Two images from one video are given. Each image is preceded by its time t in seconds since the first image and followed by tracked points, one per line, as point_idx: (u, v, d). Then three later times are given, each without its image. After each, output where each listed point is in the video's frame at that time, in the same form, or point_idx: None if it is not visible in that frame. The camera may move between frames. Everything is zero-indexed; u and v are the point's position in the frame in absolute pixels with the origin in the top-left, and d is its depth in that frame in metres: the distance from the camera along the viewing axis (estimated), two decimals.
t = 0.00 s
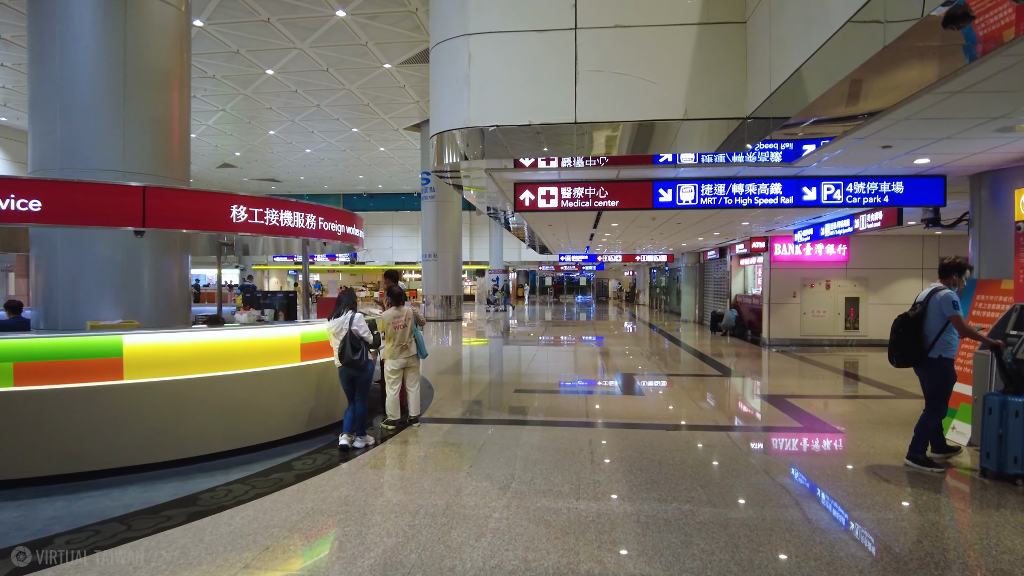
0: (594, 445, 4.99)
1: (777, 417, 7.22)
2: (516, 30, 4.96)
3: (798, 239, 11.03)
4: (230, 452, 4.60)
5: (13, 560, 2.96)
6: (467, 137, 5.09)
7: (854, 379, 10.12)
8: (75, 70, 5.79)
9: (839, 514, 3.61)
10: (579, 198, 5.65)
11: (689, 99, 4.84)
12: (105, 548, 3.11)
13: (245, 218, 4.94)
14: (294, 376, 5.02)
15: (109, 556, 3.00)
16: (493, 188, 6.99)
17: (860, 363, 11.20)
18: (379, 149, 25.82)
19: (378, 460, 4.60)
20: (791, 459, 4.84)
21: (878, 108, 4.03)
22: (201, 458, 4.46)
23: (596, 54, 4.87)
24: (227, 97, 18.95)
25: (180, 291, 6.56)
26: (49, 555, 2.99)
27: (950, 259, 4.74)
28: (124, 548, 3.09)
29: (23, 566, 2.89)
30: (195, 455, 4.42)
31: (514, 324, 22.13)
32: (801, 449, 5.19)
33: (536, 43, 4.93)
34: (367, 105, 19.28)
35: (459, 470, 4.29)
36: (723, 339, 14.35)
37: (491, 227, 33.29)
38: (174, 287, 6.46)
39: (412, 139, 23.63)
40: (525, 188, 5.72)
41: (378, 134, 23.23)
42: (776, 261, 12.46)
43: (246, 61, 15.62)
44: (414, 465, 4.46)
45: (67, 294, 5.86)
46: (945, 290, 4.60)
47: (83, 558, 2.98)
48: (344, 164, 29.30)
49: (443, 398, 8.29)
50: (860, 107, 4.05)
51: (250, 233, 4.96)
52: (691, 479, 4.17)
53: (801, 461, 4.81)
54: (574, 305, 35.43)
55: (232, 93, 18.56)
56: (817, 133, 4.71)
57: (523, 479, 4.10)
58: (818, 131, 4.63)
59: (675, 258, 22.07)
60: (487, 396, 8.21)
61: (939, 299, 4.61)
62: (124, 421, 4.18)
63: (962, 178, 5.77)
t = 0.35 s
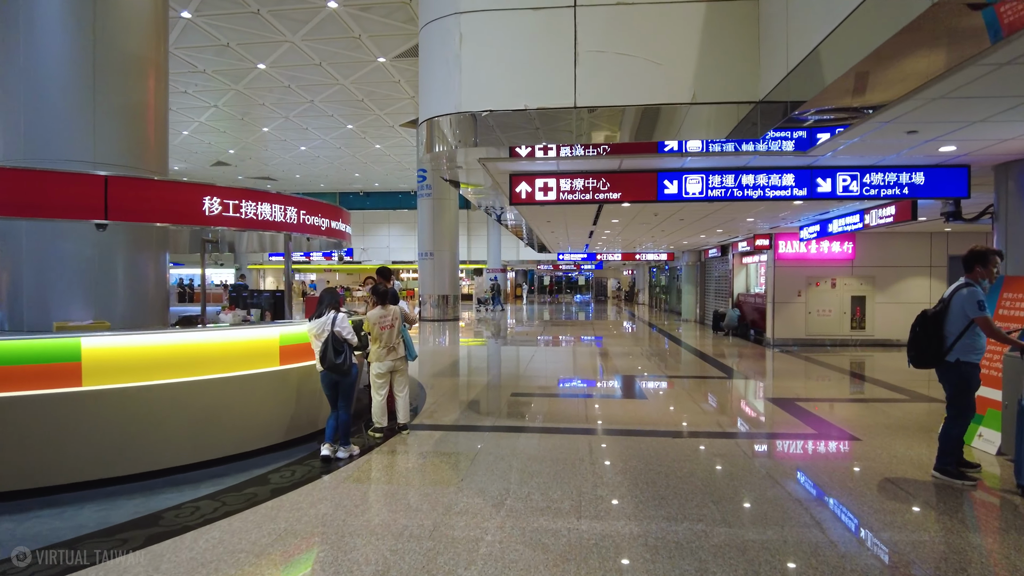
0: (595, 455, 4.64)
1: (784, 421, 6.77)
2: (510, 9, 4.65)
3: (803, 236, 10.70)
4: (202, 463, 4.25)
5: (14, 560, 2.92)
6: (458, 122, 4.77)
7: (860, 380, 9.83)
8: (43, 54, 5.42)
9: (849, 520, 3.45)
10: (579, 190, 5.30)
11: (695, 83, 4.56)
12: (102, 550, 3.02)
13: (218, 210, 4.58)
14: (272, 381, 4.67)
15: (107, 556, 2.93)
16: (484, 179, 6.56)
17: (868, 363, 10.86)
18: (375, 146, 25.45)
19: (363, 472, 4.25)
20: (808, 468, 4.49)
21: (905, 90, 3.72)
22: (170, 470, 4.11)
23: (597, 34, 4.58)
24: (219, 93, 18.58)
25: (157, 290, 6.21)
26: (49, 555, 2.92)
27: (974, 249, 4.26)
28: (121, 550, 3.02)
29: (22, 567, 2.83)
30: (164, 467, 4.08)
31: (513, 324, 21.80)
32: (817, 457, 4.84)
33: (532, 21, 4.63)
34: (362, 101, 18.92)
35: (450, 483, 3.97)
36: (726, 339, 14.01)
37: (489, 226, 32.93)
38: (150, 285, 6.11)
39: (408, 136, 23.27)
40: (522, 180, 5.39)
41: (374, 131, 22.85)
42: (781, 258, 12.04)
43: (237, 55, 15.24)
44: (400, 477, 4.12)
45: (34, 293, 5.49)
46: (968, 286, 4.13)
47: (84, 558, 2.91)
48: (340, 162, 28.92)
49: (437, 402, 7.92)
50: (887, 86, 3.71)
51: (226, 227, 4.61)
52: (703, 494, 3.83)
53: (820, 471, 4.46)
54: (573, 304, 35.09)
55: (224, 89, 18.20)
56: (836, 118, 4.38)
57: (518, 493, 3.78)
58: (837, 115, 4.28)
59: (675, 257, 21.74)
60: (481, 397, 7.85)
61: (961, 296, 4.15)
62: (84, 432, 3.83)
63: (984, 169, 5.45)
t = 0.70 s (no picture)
0: (602, 476, 4.22)
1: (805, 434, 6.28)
2: None
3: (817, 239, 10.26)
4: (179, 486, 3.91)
5: (14, 559, 2.99)
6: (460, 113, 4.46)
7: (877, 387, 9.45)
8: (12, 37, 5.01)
9: (868, 534, 3.38)
10: (588, 189, 4.93)
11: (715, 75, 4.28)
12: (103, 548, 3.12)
13: (197, 211, 4.21)
14: (255, 396, 4.32)
15: (109, 556, 2.99)
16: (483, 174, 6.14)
17: (882, 370, 10.44)
18: (375, 147, 25.15)
19: (353, 497, 3.88)
20: (839, 493, 4.08)
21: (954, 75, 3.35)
22: (141, 493, 3.77)
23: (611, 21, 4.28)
24: (216, 91, 18.31)
25: (139, 294, 5.89)
26: (50, 555, 3.02)
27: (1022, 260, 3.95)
28: (125, 547, 3.10)
29: (23, 566, 2.90)
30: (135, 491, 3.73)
31: (515, 327, 21.45)
32: (847, 480, 4.39)
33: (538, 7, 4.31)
34: (362, 100, 18.61)
35: (447, 510, 3.60)
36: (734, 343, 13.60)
37: (491, 227, 32.59)
38: (131, 290, 5.77)
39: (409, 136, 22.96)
40: (526, 178, 5.03)
41: (375, 131, 22.54)
42: (792, 261, 11.57)
43: (233, 53, 14.94)
44: (394, 503, 3.75)
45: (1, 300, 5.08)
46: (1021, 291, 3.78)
47: (85, 559, 2.96)
48: (340, 163, 28.63)
49: (435, 412, 7.53)
50: (929, 71, 3.35)
51: (204, 229, 4.24)
52: (727, 524, 3.46)
53: (851, 495, 4.06)
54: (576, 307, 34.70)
55: (222, 87, 17.94)
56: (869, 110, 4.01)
57: (522, 523, 3.42)
58: (872, 106, 3.90)
59: (681, 260, 21.37)
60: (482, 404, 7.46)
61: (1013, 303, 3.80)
62: (45, 454, 3.48)
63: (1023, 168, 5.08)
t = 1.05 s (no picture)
0: (611, 495, 3.83)
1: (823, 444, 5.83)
2: None
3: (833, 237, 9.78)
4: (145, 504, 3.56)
5: (13, 561, 2.97)
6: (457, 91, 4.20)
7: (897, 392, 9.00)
8: None
9: (888, 549, 3.15)
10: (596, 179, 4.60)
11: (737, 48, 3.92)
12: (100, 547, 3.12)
13: (166, 201, 3.85)
14: (232, 405, 3.96)
15: (109, 555, 3.00)
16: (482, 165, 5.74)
17: (901, 374, 9.94)
18: (378, 146, 24.84)
19: (335, 519, 3.49)
20: (873, 513, 3.68)
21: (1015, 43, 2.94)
22: (105, 513, 3.44)
23: None
24: (215, 89, 18.06)
25: (116, 294, 5.56)
26: (49, 555, 3.01)
27: None
28: (123, 547, 3.12)
29: (23, 566, 2.89)
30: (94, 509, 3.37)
31: (519, 328, 21.06)
32: (862, 488, 4.20)
33: None
34: (364, 97, 18.28)
35: (438, 538, 3.20)
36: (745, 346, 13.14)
37: (495, 228, 32.20)
38: (108, 289, 5.45)
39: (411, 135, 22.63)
40: (530, 168, 4.64)
41: (377, 129, 22.19)
42: (806, 261, 11.08)
43: (231, 49, 14.66)
44: (379, 528, 3.35)
45: None
46: None
47: (85, 558, 2.97)
48: (343, 162, 28.33)
49: (429, 419, 7.11)
50: (981, 40, 2.95)
51: (176, 221, 3.89)
52: (755, 554, 3.05)
53: (890, 516, 3.64)
54: (582, 308, 34.29)
55: (220, 84, 17.69)
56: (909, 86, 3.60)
57: (521, 552, 3.03)
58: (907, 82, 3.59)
59: (689, 260, 20.91)
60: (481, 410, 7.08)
61: None
62: None
63: None
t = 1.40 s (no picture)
0: (610, 513, 3.47)
1: (832, 449, 5.37)
2: None
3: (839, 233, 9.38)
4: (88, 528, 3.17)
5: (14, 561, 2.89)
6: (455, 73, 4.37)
7: (906, 393, 8.68)
8: None
9: (901, 558, 2.99)
10: (594, 168, 4.19)
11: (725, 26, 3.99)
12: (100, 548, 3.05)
13: (115, 190, 3.46)
14: (192, 415, 3.61)
15: (108, 555, 2.94)
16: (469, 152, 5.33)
17: (909, 374, 9.58)
18: (373, 143, 24.46)
19: (302, 543, 3.14)
20: (897, 531, 3.33)
21: None
22: (44, 538, 3.04)
23: None
24: (206, 83, 17.69)
25: (82, 295, 5.21)
26: (50, 554, 2.94)
27: None
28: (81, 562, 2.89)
29: (23, 567, 2.81)
30: (25, 538, 2.97)
31: (517, 327, 20.70)
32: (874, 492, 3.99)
33: None
34: (358, 92, 17.90)
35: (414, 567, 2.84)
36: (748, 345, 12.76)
37: (493, 226, 31.81)
38: (70, 291, 5.09)
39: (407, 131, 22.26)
40: (521, 156, 4.28)
41: (372, 125, 21.78)
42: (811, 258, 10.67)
43: (220, 41, 14.28)
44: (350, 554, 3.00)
45: None
46: None
47: (85, 557, 2.91)
48: (339, 160, 27.95)
49: (416, 424, 6.72)
50: None
51: (128, 212, 3.51)
52: None
53: (917, 534, 3.29)
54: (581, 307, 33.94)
55: (211, 79, 17.32)
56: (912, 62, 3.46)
57: None
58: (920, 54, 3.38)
59: (690, 258, 20.56)
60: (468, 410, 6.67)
61: None
62: None
63: None
